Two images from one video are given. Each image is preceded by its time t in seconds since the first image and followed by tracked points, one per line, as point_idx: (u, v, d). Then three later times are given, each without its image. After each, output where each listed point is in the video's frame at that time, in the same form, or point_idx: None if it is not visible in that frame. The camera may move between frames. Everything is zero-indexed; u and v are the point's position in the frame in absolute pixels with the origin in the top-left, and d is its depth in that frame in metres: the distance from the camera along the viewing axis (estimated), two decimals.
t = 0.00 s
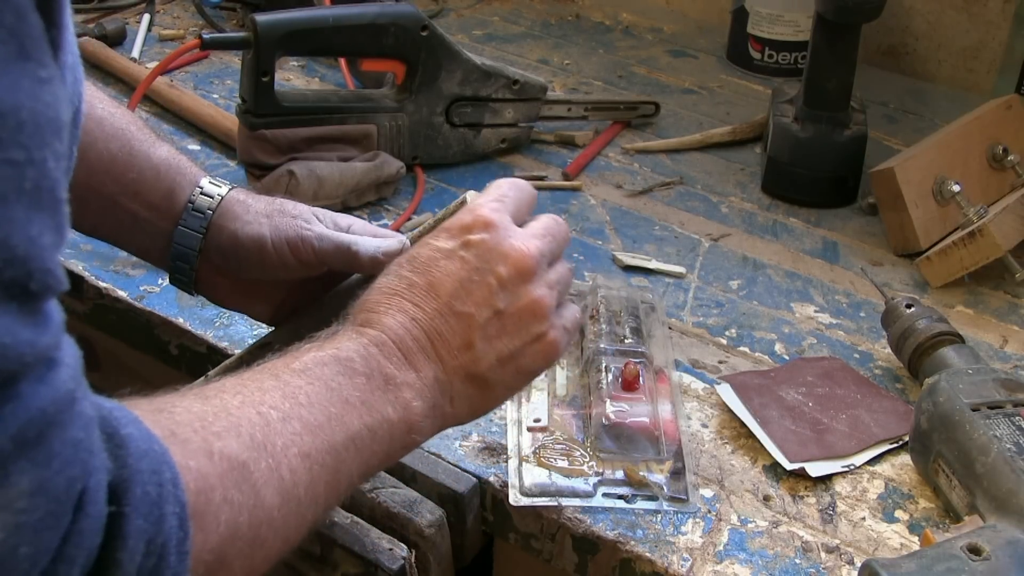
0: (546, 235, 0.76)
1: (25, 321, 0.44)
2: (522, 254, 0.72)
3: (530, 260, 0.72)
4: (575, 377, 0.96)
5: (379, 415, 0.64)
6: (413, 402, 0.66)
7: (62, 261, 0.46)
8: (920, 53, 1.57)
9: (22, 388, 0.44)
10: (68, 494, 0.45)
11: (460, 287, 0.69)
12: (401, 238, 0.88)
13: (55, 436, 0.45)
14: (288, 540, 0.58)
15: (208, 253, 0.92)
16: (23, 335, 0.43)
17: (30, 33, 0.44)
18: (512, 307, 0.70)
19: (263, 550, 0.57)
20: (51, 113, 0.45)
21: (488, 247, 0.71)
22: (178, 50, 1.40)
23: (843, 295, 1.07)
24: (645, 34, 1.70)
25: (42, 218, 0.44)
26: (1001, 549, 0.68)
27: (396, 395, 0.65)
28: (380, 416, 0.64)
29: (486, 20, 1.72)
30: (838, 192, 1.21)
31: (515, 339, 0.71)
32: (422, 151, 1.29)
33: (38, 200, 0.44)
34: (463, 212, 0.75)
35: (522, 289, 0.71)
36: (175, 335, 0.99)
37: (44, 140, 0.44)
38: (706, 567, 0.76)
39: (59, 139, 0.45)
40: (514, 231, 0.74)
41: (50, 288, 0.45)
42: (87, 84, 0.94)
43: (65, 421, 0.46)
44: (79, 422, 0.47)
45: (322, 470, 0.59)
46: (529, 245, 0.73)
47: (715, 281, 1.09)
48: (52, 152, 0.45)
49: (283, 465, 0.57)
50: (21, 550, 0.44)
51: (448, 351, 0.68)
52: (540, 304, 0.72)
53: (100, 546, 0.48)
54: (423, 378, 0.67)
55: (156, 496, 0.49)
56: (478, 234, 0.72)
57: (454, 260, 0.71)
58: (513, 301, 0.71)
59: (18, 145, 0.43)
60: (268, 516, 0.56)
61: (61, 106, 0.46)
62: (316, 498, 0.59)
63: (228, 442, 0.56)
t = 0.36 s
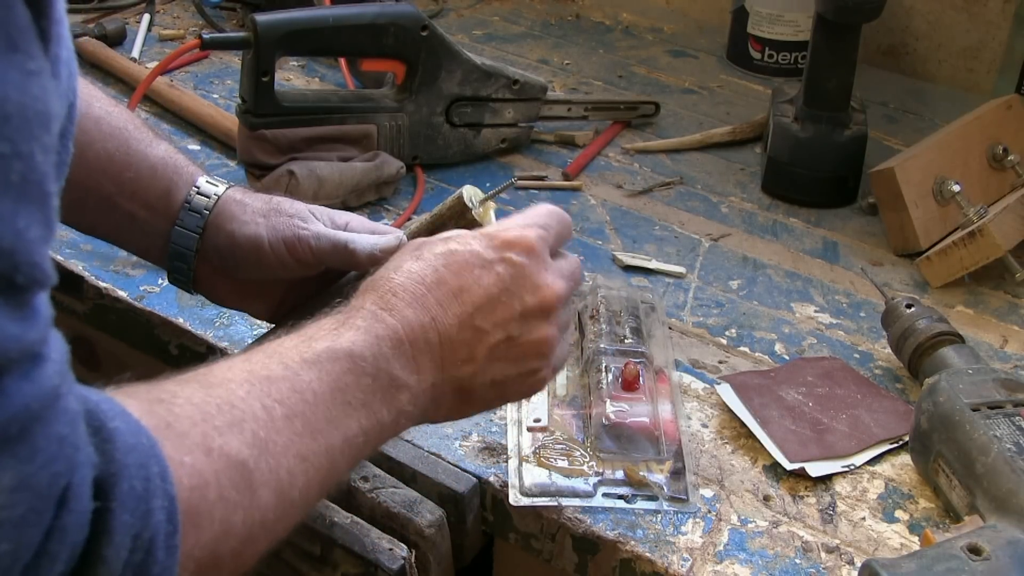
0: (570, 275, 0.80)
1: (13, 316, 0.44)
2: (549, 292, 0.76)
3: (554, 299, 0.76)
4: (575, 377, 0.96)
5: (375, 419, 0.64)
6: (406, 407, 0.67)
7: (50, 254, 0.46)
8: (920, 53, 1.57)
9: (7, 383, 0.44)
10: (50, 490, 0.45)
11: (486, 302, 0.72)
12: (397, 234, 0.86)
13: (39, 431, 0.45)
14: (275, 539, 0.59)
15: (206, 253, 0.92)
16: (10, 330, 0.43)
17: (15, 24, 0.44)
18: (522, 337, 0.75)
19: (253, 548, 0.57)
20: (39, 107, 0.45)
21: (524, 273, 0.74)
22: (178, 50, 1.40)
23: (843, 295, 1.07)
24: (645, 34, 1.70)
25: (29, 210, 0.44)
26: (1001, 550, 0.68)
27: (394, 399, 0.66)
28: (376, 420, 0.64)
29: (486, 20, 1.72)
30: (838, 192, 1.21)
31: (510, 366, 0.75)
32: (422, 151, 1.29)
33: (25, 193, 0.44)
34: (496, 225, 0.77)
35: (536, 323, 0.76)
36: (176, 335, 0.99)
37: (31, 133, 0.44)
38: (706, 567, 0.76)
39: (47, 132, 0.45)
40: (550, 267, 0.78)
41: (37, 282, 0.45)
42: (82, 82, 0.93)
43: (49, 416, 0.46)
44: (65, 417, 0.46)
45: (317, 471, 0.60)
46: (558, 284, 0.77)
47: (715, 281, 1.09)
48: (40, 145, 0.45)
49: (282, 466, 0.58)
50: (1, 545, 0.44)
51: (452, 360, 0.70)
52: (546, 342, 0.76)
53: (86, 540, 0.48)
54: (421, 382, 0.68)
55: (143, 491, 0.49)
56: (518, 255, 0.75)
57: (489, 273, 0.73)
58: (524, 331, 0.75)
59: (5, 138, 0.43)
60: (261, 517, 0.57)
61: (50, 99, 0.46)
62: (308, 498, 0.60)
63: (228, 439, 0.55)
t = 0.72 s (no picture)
0: (577, 278, 0.80)
1: (28, 307, 0.44)
2: (558, 292, 0.76)
3: (563, 299, 0.76)
4: (575, 377, 0.96)
5: (386, 414, 0.64)
6: (416, 402, 0.66)
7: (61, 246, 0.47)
8: (920, 53, 1.57)
9: (22, 372, 0.44)
10: (68, 482, 0.46)
11: (495, 303, 0.72)
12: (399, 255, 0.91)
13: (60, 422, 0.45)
14: (290, 533, 0.59)
15: (209, 267, 0.92)
16: (23, 320, 0.44)
17: (23, 14, 0.44)
18: (531, 338, 0.74)
19: (268, 544, 0.57)
20: (47, 96, 0.45)
21: (534, 274, 0.74)
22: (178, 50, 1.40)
23: (843, 295, 1.07)
24: (644, 34, 1.70)
25: (39, 200, 0.44)
26: (1000, 550, 0.68)
27: (404, 395, 0.65)
28: (387, 415, 0.64)
29: (486, 20, 1.72)
30: (838, 192, 1.21)
31: (519, 367, 0.75)
32: (422, 151, 1.29)
33: (35, 182, 0.44)
34: (505, 227, 0.77)
35: (545, 324, 0.75)
36: (175, 335, 0.99)
37: (39, 122, 0.44)
38: (706, 567, 0.76)
39: (55, 123, 0.45)
40: (557, 268, 0.77)
41: (48, 270, 0.45)
42: (86, 89, 0.93)
43: (65, 408, 0.46)
44: (80, 408, 0.47)
45: (330, 466, 0.60)
46: (566, 285, 0.77)
47: (715, 281, 1.09)
48: (49, 135, 0.45)
49: (295, 458, 0.57)
50: (25, 535, 0.44)
51: (461, 359, 0.70)
52: (555, 343, 0.76)
53: (105, 531, 0.48)
54: (430, 380, 0.68)
55: (161, 480, 0.49)
56: (528, 256, 0.74)
57: (498, 274, 0.73)
58: (532, 332, 0.74)
59: (13, 128, 0.43)
60: (276, 509, 0.56)
61: (57, 89, 0.46)
62: (321, 494, 0.59)
63: (242, 432, 0.56)
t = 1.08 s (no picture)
0: (607, 280, 0.78)
1: (31, 313, 0.45)
2: (580, 294, 0.74)
3: (586, 301, 0.75)
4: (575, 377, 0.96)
5: (396, 415, 0.64)
6: (427, 403, 0.67)
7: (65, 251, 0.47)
8: (920, 53, 1.57)
9: (22, 377, 0.44)
10: (66, 485, 0.45)
11: (512, 304, 0.71)
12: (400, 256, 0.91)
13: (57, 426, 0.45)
14: (294, 534, 0.59)
15: (211, 268, 0.92)
16: (25, 326, 0.44)
17: (29, 20, 0.44)
18: (550, 340, 0.73)
19: (270, 546, 0.57)
20: (53, 102, 0.45)
21: (554, 275, 0.74)
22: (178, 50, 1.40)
23: (843, 295, 1.07)
24: (645, 34, 1.70)
25: (44, 205, 0.45)
26: (1001, 549, 0.68)
27: (415, 397, 0.66)
28: (397, 417, 0.64)
29: (486, 20, 1.72)
30: (838, 192, 1.21)
31: (539, 369, 0.74)
32: (422, 151, 1.29)
33: (40, 188, 0.44)
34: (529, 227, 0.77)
35: (567, 326, 0.74)
36: (176, 335, 0.99)
37: (45, 128, 0.44)
38: (706, 567, 0.76)
39: (61, 129, 0.45)
40: (582, 268, 0.76)
41: (51, 275, 0.45)
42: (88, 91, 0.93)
43: (66, 412, 0.46)
44: (81, 412, 0.47)
45: (337, 467, 0.60)
46: (590, 286, 0.75)
47: (715, 281, 1.09)
48: (55, 142, 0.45)
49: (301, 460, 0.57)
50: (17, 540, 0.44)
51: (474, 360, 0.70)
52: (577, 345, 0.75)
53: (101, 534, 0.48)
54: (442, 381, 0.68)
55: (157, 485, 0.49)
56: (548, 257, 0.74)
57: (517, 275, 0.72)
58: (552, 334, 0.73)
59: (20, 133, 0.43)
60: (279, 512, 0.57)
61: (63, 95, 0.46)
62: (327, 495, 0.60)
63: (245, 434, 0.56)
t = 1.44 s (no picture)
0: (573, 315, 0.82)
1: (48, 309, 0.44)
2: (567, 334, 0.79)
3: (568, 340, 0.80)
4: (575, 377, 0.96)
5: (402, 428, 0.64)
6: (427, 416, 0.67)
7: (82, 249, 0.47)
8: (920, 53, 1.57)
9: (41, 375, 0.44)
10: (84, 483, 0.45)
11: (521, 331, 0.74)
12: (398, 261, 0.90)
13: (76, 425, 0.45)
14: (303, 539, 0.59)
15: (208, 271, 0.92)
16: (46, 323, 0.44)
17: (45, 18, 0.44)
18: (535, 368, 0.77)
19: (281, 551, 0.58)
20: (68, 99, 0.45)
21: (556, 309, 0.78)
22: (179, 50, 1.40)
23: (843, 295, 1.07)
24: (645, 34, 1.70)
25: (62, 202, 0.44)
26: (1000, 550, 0.68)
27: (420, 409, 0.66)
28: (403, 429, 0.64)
29: (486, 20, 1.72)
30: (838, 192, 1.21)
31: (513, 391, 0.77)
32: (422, 151, 1.29)
33: (58, 185, 0.44)
34: (537, 254, 0.80)
35: (546, 359, 0.78)
36: (176, 335, 0.99)
37: (61, 124, 0.44)
38: (706, 567, 0.76)
39: (76, 125, 0.45)
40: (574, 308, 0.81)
41: (69, 272, 0.45)
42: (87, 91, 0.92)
43: (84, 410, 0.46)
44: (98, 410, 0.47)
45: (348, 476, 0.60)
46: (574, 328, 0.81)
47: (715, 281, 1.09)
48: (71, 138, 0.45)
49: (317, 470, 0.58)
50: (41, 538, 0.44)
51: (474, 375, 0.72)
52: (545, 378, 0.79)
53: (119, 533, 0.48)
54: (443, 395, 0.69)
55: (173, 482, 0.49)
56: (555, 292, 0.78)
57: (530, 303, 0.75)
58: (536, 364, 0.77)
59: (38, 130, 0.43)
60: (294, 518, 0.57)
61: (77, 91, 0.46)
62: (334, 502, 0.60)
63: (268, 438, 0.56)
